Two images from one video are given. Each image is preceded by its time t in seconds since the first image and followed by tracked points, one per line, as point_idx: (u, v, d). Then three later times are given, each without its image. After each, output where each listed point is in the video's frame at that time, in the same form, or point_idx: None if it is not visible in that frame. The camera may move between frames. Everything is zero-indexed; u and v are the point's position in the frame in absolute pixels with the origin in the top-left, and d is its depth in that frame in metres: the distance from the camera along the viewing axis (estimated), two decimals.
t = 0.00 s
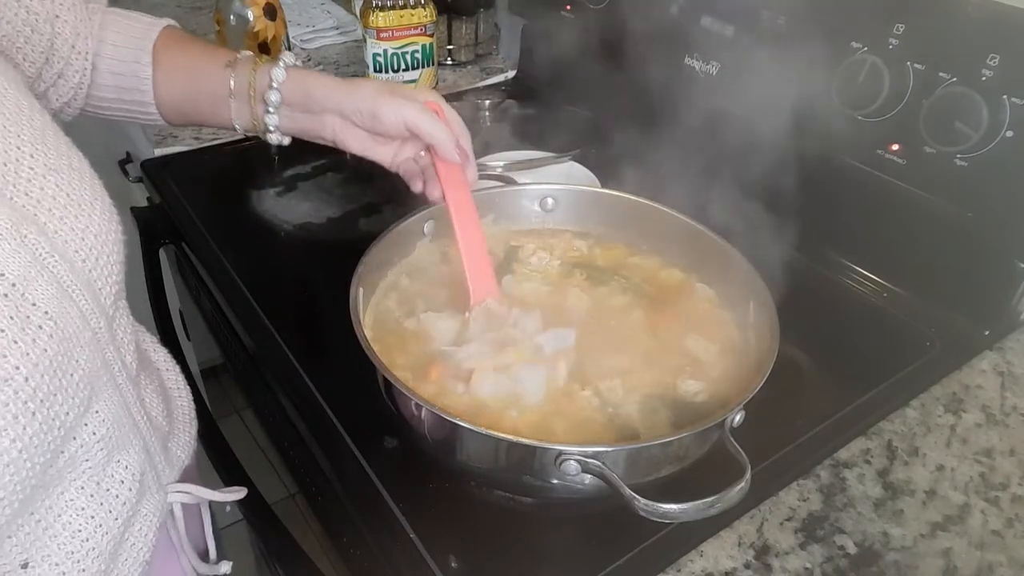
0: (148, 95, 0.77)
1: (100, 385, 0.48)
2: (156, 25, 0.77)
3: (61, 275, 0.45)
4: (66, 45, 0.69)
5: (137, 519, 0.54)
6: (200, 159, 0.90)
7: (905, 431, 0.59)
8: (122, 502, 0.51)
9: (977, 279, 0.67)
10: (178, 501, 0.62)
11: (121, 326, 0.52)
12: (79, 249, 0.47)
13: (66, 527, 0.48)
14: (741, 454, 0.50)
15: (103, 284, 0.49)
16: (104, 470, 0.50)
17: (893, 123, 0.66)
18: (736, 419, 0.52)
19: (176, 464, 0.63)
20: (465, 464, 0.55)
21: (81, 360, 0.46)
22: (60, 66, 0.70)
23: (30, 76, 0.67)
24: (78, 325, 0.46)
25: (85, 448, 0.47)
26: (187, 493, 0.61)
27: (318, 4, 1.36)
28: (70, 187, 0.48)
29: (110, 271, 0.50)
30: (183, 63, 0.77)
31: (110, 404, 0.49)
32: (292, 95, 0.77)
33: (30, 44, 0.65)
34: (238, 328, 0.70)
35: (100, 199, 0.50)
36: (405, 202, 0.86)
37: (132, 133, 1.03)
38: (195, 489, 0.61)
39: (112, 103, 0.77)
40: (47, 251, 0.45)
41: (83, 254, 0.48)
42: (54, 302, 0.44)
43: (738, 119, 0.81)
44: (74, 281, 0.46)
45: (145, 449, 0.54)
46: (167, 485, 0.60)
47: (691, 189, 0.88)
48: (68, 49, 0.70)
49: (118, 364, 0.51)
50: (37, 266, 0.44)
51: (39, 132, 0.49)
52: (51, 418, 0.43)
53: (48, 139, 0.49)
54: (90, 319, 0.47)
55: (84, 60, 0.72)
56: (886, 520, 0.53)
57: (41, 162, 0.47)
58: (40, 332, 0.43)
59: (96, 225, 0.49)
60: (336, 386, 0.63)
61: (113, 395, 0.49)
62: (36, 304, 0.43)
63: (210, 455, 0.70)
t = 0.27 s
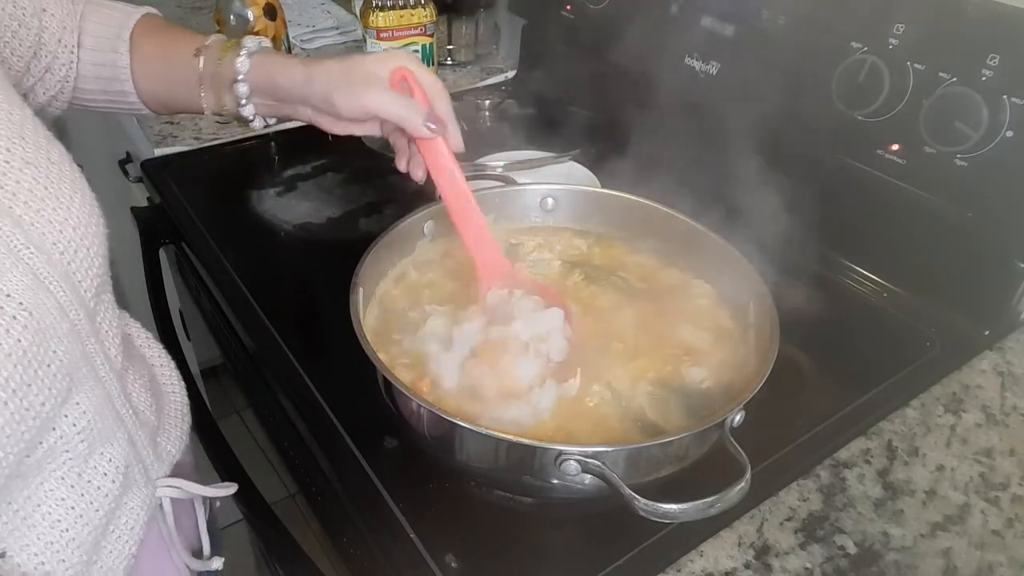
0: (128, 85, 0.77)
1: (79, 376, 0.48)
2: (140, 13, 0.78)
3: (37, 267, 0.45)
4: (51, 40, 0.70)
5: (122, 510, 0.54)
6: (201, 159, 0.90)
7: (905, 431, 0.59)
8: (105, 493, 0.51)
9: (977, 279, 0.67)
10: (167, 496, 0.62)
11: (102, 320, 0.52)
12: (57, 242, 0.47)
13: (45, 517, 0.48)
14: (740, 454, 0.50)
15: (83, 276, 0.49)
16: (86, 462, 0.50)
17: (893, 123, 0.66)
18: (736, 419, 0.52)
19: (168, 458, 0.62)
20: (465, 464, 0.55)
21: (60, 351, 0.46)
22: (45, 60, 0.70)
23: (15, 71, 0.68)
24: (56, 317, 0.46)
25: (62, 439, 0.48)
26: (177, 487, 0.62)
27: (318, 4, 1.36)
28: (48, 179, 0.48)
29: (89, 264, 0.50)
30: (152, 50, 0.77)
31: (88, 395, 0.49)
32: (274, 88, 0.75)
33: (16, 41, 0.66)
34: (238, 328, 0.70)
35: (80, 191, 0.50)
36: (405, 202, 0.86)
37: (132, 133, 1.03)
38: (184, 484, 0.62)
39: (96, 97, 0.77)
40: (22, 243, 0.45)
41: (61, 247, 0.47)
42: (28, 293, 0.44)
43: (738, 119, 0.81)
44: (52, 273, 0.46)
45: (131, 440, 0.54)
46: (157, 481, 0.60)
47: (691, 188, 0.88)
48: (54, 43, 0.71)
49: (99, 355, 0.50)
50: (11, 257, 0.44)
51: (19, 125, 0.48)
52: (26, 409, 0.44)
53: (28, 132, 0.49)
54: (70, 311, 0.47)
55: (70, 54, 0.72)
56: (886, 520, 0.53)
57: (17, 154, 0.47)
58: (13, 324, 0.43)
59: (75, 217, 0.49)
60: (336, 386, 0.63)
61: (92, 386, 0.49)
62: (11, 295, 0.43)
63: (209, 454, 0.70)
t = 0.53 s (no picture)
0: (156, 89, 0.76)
1: (51, 378, 0.48)
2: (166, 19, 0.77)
3: (16, 268, 0.46)
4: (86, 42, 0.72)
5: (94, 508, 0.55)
6: (201, 159, 0.90)
7: (905, 431, 0.59)
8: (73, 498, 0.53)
9: (977, 279, 0.67)
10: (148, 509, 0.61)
11: (89, 325, 0.53)
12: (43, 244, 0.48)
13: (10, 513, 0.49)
14: (740, 454, 0.50)
15: (68, 281, 0.49)
16: (54, 463, 0.51)
17: (893, 123, 0.66)
18: (736, 419, 0.52)
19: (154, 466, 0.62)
20: (466, 464, 0.55)
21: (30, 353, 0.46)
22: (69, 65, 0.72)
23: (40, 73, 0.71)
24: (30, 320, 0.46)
25: (27, 438, 0.48)
26: (155, 499, 0.61)
27: (318, 4, 1.35)
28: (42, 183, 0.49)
29: (76, 271, 0.50)
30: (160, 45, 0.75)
31: (61, 398, 0.49)
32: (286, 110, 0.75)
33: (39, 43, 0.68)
34: (238, 328, 0.70)
35: (74, 197, 0.51)
36: (405, 202, 0.86)
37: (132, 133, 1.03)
38: (164, 496, 0.61)
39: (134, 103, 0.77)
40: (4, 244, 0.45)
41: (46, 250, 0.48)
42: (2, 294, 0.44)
43: (738, 119, 0.81)
44: (32, 275, 0.46)
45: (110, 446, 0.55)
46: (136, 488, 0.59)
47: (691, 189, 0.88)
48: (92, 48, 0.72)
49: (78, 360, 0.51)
50: None
51: (19, 127, 0.49)
52: None
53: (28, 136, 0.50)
54: (48, 313, 0.47)
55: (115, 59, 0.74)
56: (886, 520, 0.53)
57: (14, 156, 0.48)
58: None
59: (67, 225, 0.49)
60: (336, 387, 0.63)
61: (65, 390, 0.49)
62: None
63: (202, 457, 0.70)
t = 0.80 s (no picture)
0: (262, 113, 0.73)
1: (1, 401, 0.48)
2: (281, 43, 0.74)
3: None
4: (176, 53, 0.69)
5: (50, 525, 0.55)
6: (201, 159, 0.90)
7: (905, 431, 0.59)
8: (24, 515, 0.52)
9: (977, 279, 0.67)
10: (101, 538, 0.59)
11: (61, 350, 0.52)
12: (21, 263, 0.48)
13: None
14: (740, 454, 0.50)
15: (42, 302, 0.49)
16: (7, 482, 0.51)
17: (893, 123, 0.66)
18: (736, 419, 0.52)
19: (123, 492, 0.61)
20: (466, 464, 0.55)
21: None
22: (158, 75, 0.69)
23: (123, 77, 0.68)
24: None
25: None
26: (114, 527, 0.59)
27: (318, 4, 1.35)
28: (35, 202, 0.49)
29: (53, 295, 0.50)
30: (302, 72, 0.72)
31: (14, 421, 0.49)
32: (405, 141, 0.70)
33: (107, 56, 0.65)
34: (238, 327, 0.70)
35: (67, 217, 0.51)
36: (405, 202, 0.86)
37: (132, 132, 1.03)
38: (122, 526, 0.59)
39: (234, 116, 0.74)
40: None
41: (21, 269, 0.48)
42: None
43: (739, 119, 0.81)
44: None
45: (67, 467, 0.54)
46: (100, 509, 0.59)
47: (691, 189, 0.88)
48: (181, 59, 0.70)
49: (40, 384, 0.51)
50: None
51: (30, 143, 0.49)
52: None
53: (39, 153, 0.50)
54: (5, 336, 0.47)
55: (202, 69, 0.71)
56: (886, 520, 0.53)
57: (14, 173, 0.48)
58: None
59: (50, 248, 0.49)
60: (336, 387, 0.63)
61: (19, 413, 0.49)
62: None
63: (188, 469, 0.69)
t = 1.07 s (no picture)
0: (292, 112, 0.75)
1: None
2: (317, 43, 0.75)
3: None
4: (205, 53, 0.69)
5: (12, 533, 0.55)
6: (201, 159, 0.90)
7: (905, 431, 0.59)
8: None
9: (976, 279, 0.67)
10: (67, 546, 0.60)
11: (37, 357, 0.52)
12: None
13: None
14: (741, 454, 0.50)
15: (15, 310, 0.49)
16: None
17: (893, 123, 0.66)
18: (736, 419, 0.52)
19: (99, 500, 0.61)
20: (466, 463, 0.55)
21: None
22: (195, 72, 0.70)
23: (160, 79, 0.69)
24: None
25: None
26: (78, 538, 0.59)
27: (318, 4, 1.35)
28: (14, 209, 0.49)
29: (27, 303, 0.50)
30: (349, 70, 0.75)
31: None
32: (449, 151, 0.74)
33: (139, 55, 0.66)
34: (238, 328, 0.70)
35: (53, 225, 0.50)
36: (405, 202, 0.86)
37: (132, 132, 1.03)
38: (87, 540, 0.59)
39: (263, 113, 0.76)
40: None
41: None
42: None
43: (739, 119, 0.81)
44: None
45: (35, 474, 0.55)
46: (65, 518, 0.59)
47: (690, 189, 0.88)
48: (209, 58, 0.70)
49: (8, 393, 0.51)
50: None
51: (20, 149, 0.49)
52: None
53: (26, 160, 0.49)
54: None
55: (230, 69, 0.72)
56: (886, 520, 0.53)
57: None
58: None
59: (27, 255, 0.49)
60: (337, 386, 0.63)
61: None
62: None
63: (168, 475, 0.68)
